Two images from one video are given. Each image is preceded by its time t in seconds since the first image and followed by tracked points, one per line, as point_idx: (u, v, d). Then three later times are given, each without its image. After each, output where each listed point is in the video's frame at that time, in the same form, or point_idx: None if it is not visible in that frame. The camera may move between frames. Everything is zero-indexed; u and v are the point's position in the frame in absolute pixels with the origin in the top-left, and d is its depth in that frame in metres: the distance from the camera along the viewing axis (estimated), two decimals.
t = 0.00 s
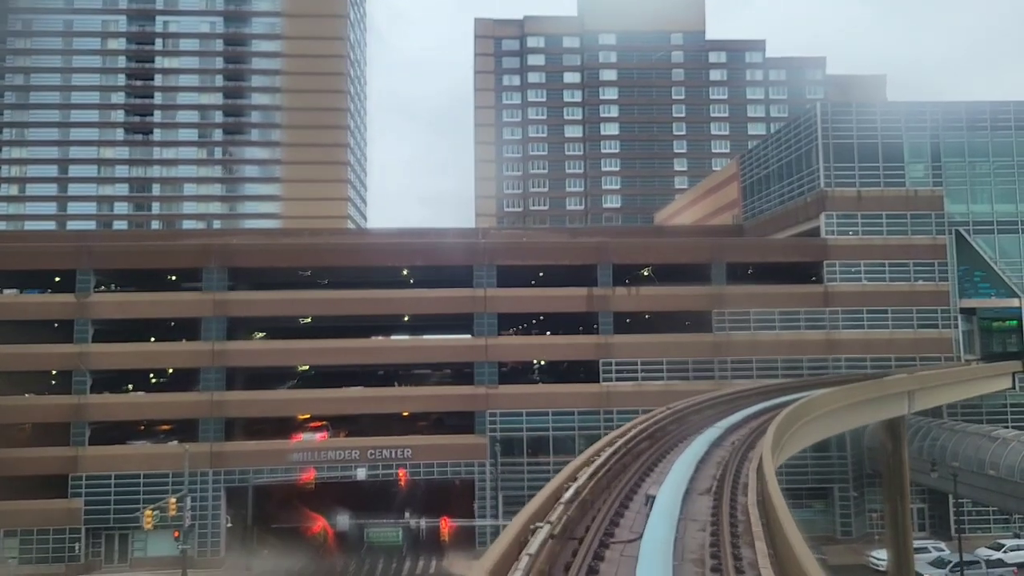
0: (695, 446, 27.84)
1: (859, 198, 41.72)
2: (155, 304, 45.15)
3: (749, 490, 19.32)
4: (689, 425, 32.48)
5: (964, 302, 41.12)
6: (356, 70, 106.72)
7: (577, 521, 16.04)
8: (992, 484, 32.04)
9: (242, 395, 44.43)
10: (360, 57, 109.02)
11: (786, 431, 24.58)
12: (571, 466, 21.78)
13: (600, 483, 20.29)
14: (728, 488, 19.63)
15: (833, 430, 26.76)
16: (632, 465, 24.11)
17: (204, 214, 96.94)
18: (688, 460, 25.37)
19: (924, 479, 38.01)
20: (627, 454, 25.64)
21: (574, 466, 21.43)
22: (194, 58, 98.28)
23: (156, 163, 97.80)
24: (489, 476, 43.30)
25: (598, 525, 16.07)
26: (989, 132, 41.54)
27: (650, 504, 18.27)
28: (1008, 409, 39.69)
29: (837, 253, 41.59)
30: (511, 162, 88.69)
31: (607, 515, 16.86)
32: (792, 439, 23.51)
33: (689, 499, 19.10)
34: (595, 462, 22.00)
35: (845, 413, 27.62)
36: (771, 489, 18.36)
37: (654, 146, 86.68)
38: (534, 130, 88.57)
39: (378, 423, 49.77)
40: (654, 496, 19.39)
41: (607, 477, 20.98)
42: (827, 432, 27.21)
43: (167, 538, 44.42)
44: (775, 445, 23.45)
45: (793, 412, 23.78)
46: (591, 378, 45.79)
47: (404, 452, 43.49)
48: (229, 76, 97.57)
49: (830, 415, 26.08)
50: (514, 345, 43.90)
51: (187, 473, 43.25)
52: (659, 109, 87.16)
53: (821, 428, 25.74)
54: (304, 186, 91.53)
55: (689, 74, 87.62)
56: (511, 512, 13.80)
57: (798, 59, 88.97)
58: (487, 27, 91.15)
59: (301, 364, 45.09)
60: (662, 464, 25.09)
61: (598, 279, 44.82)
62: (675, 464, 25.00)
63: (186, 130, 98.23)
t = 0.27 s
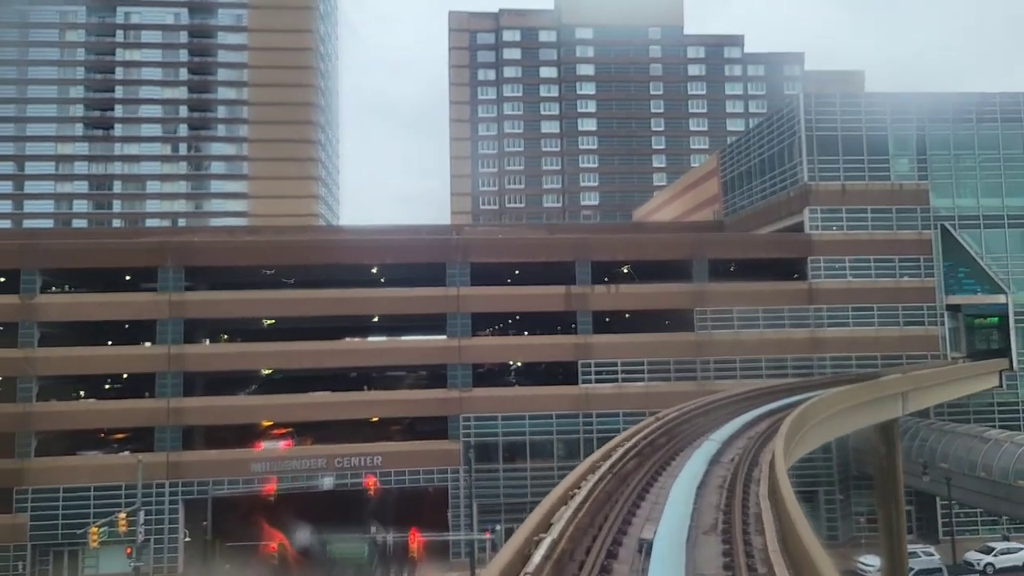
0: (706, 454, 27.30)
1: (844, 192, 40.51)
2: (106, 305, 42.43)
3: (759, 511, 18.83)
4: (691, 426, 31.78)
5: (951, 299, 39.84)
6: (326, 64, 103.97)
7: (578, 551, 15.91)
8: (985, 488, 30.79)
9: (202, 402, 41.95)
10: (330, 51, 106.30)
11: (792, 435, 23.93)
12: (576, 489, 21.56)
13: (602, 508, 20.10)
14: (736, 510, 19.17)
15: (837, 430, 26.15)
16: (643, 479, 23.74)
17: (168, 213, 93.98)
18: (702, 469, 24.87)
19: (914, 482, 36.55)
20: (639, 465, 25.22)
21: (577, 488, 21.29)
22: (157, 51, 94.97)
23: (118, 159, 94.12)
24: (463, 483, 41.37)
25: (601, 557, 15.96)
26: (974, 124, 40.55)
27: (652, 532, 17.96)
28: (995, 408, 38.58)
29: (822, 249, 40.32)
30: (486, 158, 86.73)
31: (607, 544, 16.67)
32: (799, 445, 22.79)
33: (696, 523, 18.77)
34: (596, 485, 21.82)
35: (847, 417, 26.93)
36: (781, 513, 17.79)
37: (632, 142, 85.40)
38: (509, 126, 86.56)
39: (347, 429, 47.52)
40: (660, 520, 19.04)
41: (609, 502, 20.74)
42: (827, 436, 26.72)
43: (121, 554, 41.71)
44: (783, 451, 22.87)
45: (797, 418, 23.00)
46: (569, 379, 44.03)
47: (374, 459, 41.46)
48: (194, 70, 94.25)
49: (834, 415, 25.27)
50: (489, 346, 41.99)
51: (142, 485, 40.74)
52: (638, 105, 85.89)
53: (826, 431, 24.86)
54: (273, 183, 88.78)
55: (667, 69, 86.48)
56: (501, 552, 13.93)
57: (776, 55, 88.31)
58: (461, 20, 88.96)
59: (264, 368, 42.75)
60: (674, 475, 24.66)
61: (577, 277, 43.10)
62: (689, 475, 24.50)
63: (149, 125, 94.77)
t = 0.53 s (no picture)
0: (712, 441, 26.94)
1: (821, 186, 39.42)
2: (43, 305, 39.35)
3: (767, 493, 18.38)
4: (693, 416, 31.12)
5: (929, 297, 38.82)
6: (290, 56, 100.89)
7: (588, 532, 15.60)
8: (970, 491, 29.70)
9: (148, 408, 39.19)
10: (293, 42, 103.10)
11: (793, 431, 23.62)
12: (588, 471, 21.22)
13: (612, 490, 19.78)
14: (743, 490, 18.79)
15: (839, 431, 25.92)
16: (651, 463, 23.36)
17: (123, 209, 90.58)
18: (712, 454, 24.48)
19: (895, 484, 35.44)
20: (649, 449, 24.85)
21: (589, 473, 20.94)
22: (111, 40, 90.99)
23: (68, 153, 89.71)
24: (427, 492, 39.38)
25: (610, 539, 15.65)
26: (952, 118, 39.60)
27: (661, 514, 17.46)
28: (974, 409, 37.49)
29: (799, 245, 39.17)
30: (456, 154, 84.62)
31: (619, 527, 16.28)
32: (807, 439, 22.53)
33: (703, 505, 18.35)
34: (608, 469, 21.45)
35: (847, 416, 26.86)
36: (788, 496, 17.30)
37: (605, 138, 84.08)
38: (479, 121, 84.72)
39: (307, 435, 45.06)
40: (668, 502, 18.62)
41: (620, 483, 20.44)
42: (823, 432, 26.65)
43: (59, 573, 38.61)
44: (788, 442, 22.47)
45: (803, 411, 22.58)
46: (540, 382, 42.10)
47: (333, 468, 39.14)
48: (150, 61, 90.67)
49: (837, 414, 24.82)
50: (455, 347, 39.94)
51: (82, 499, 38.00)
52: (610, 100, 84.57)
53: (828, 427, 24.44)
54: (235, 178, 85.63)
55: (639, 64, 85.26)
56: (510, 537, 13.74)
57: (749, 51, 87.68)
58: (430, 11, 86.64)
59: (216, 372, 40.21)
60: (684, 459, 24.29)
61: (548, 274, 41.29)
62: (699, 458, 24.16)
63: (102, 118, 90.69)
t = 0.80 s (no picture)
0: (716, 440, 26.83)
1: (796, 182, 38.26)
2: None
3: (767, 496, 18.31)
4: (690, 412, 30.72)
5: (904, 296, 37.89)
6: (247, 46, 97.50)
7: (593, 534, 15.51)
8: (951, 497, 28.62)
9: (84, 415, 36.19)
10: (253, 32, 99.59)
11: (792, 431, 23.45)
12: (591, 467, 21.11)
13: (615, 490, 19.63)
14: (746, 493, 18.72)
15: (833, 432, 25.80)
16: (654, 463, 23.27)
17: (72, 204, 85.71)
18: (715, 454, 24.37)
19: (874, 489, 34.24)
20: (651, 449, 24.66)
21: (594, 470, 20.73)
22: (59, 25, 86.45)
23: (11, 144, 84.90)
24: (386, 502, 37.18)
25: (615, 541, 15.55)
26: (927, 113, 38.64)
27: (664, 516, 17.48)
28: (950, 411, 36.61)
29: (773, 242, 37.96)
30: (422, 149, 82.27)
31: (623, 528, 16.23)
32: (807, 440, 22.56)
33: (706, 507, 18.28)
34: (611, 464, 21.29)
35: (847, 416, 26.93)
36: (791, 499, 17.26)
37: (574, 134, 82.59)
38: (446, 116, 82.49)
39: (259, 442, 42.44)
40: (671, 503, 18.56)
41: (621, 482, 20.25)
42: (816, 432, 26.51)
43: None
44: (788, 444, 22.48)
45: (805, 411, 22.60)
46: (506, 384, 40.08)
47: (286, 477, 36.73)
48: (101, 49, 86.34)
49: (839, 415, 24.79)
50: (417, 348, 37.77)
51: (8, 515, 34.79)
52: (580, 96, 83.11)
53: (830, 427, 24.44)
54: (191, 172, 82.05)
55: (609, 59, 83.95)
56: (520, 536, 13.59)
57: (720, 49, 87.06)
58: (396, 2, 84.18)
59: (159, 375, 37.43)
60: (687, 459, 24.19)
61: (515, 271, 39.39)
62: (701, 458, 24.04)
63: (48, 107, 86.08)
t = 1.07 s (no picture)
0: (715, 440, 26.95)
1: (770, 175, 37.00)
2: None
3: (765, 509, 18.44)
4: (684, 414, 30.37)
5: (879, 293, 36.88)
6: (201, 35, 93.91)
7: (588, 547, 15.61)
8: (933, 502, 27.47)
9: (7, 424, 33.05)
10: (208, 20, 95.96)
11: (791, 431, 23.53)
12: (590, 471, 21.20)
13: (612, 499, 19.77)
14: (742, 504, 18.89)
15: (825, 435, 25.73)
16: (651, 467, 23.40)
17: (17, 197, 81.82)
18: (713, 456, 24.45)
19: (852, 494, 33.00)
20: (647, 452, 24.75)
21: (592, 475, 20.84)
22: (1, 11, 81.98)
23: None
24: (341, 513, 34.81)
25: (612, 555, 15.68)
26: (902, 106, 37.67)
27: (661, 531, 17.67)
28: (925, 412, 35.66)
29: (747, 238, 36.63)
30: (387, 144, 80.09)
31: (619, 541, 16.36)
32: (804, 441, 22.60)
33: (704, 518, 18.44)
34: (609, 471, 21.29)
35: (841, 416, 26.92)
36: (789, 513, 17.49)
37: (543, 130, 80.87)
38: (411, 109, 80.34)
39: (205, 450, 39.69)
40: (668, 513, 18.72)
41: (617, 489, 20.40)
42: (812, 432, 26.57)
43: None
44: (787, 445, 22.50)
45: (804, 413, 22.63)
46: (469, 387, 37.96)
47: (233, 489, 34.19)
48: (49, 36, 82.50)
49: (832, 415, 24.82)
50: (376, 349, 35.47)
51: None
52: (549, 90, 81.41)
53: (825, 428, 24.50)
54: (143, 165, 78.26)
55: (578, 54, 82.44)
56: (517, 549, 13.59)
57: (689, 44, 86.16)
58: None
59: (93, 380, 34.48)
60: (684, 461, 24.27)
61: (479, 268, 37.36)
62: (698, 461, 24.16)
63: None
